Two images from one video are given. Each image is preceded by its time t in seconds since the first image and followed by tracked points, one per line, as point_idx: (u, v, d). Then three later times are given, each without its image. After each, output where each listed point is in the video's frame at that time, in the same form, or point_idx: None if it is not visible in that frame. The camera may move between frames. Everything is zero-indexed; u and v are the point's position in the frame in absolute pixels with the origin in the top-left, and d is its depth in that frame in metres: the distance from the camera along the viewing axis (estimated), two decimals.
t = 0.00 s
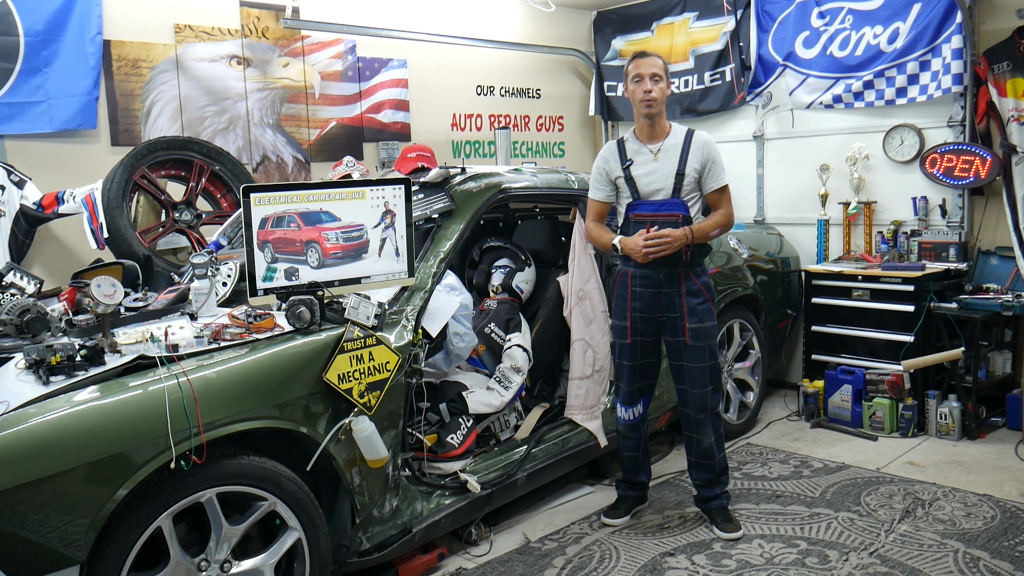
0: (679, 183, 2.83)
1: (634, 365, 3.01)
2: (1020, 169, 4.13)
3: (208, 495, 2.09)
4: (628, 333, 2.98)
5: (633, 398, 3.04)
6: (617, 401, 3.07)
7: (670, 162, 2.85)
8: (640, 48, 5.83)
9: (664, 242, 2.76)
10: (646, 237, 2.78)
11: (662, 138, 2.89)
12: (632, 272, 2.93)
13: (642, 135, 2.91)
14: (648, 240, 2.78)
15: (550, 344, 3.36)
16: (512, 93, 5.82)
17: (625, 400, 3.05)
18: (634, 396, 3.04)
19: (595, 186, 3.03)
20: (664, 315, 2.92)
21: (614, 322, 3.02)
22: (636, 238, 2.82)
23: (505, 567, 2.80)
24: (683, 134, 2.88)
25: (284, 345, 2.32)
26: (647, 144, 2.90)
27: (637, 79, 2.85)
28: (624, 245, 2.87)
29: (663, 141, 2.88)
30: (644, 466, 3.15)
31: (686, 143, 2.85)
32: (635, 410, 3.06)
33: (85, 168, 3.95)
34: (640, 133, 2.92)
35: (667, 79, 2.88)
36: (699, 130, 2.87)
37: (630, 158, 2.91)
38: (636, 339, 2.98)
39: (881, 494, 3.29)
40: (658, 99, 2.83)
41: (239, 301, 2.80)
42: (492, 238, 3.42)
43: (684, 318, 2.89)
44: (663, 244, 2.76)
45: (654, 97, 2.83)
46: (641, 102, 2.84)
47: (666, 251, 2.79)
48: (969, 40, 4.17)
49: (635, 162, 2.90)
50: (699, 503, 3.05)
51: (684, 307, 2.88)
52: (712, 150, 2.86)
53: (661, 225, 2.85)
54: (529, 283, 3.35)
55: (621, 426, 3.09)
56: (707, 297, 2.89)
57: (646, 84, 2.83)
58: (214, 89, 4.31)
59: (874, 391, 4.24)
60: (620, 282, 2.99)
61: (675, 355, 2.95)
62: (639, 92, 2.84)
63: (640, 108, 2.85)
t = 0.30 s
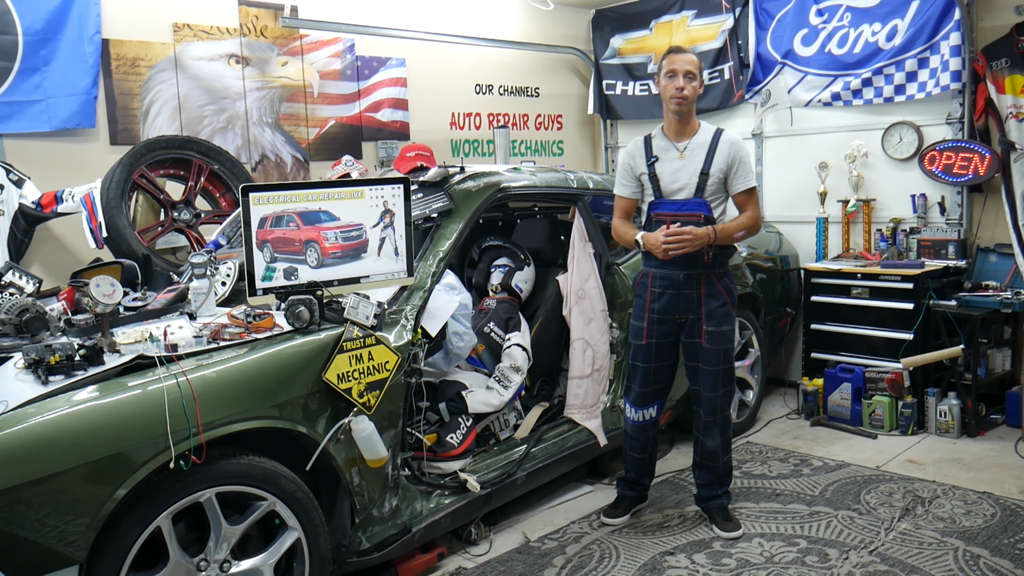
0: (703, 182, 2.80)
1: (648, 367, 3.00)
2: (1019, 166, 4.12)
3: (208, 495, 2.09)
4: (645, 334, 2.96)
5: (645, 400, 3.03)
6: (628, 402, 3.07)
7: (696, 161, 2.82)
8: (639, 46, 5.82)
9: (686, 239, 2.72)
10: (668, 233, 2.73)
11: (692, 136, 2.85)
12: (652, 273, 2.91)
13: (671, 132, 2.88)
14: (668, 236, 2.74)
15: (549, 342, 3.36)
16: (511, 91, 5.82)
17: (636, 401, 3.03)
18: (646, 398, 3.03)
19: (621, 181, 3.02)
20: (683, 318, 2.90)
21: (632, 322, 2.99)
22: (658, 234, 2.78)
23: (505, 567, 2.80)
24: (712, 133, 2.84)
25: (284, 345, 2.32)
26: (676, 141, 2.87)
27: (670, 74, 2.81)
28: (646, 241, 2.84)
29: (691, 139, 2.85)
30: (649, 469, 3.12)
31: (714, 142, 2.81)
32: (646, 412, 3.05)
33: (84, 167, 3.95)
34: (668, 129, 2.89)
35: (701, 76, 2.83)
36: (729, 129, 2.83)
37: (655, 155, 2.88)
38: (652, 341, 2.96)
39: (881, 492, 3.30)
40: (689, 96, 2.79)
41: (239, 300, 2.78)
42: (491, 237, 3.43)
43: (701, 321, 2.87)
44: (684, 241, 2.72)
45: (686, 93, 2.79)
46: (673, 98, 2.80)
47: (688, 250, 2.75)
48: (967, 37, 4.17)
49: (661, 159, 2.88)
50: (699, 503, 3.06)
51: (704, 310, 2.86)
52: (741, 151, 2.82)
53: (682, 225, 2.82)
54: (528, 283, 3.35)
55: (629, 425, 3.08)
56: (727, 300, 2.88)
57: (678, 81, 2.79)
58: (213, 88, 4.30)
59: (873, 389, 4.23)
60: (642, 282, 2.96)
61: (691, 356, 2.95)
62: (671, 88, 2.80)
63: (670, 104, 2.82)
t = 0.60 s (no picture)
0: (720, 185, 2.80)
1: (652, 367, 2.99)
2: (1019, 167, 4.11)
3: (208, 499, 2.09)
4: (651, 331, 2.96)
5: (645, 401, 3.02)
6: (628, 402, 3.05)
7: (714, 164, 2.81)
8: (638, 48, 5.82)
9: (701, 246, 2.72)
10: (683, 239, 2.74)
11: (713, 138, 2.85)
12: (665, 271, 2.90)
13: (692, 133, 2.87)
14: (683, 242, 2.75)
15: (550, 345, 3.36)
16: (511, 94, 5.82)
17: (636, 401, 3.03)
18: (646, 399, 3.02)
19: (639, 180, 3.03)
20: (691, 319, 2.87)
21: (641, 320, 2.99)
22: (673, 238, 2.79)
23: (506, 570, 2.79)
24: (733, 135, 2.83)
25: (284, 349, 2.32)
26: (698, 142, 2.87)
27: (693, 76, 2.79)
28: (662, 243, 2.84)
29: (712, 141, 2.84)
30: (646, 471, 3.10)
31: (734, 145, 2.81)
32: (646, 413, 3.03)
33: (85, 171, 3.95)
34: (690, 130, 2.88)
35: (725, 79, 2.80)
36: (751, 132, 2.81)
37: (674, 155, 2.89)
38: (658, 339, 2.95)
39: (882, 494, 3.29)
40: (712, 99, 2.77)
41: (239, 304, 2.82)
42: (492, 240, 3.44)
43: (709, 325, 2.86)
44: (698, 248, 2.73)
45: (709, 96, 2.77)
46: (696, 100, 2.79)
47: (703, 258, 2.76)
48: (967, 38, 4.17)
49: (679, 159, 2.89)
50: (701, 505, 3.05)
51: (712, 313, 2.84)
52: (762, 155, 2.80)
53: (697, 227, 2.82)
54: (529, 286, 3.35)
55: (629, 427, 3.06)
56: (738, 305, 2.86)
57: (701, 83, 2.77)
58: (213, 92, 4.30)
59: (875, 391, 4.23)
60: (653, 281, 2.96)
61: (699, 359, 2.94)
62: (694, 90, 2.79)
63: (692, 106, 2.80)
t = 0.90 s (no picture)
0: (713, 190, 2.80)
1: (644, 374, 2.97)
2: (1019, 171, 4.12)
3: (206, 500, 2.09)
4: (644, 339, 2.94)
5: (641, 409, 2.98)
6: (622, 411, 3.01)
7: (708, 169, 2.82)
8: (638, 51, 5.82)
9: (701, 249, 2.72)
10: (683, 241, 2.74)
11: (706, 142, 2.85)
12: (656, 277, 2.90)
13: (685, 137, 2.87)
14: (683, 244, 2.73)
15: (548, 347, 3.36)
16: (511, 95, 5.82)
17: (631, 409, 2.99)
18: (643, 406, 2.98)
19: (629, 182, 3.02)
20: (683, 324, 2.87)
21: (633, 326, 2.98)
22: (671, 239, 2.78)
23: (504, 572, 2.79)
24: (727, 140, 2.85)
25: (282, 350, 2.32)
26: (692, 146, 2.87)
27: (691, 79, 2.79)
28: (655, 245, 2.83)
29: (705, 145, 2.85)
30: (638, 483, 3.04)
31: (728, 150, 2.82)
32: (641, 421, 2.99)
33: (84, 171, 3.95)
34: (683, 134, 2.88)
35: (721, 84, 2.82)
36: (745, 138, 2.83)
37: (668, 158, 2.88)
38: (652, 346, 2.94)
39: (880, 497, 3.29)
40: (709, 103, 2.78)
41: (238, 305, 2.80)
42: (492, 242, 3.43)
43: (704, 329, 2.85)
44: (697, 251, 2.72)
45: (706, 100, 2.77)
46: (693, 104, 2.79)
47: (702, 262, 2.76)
48: (967, 43, 4.17)
49: (672, 163, 2.88)
50: (699, 508, 3.06)
51: (705, 318, 2.84)
52: (755, 160, 2.83)
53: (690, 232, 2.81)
54: (528, 287, 3.35)
55: (622, 436, 3.02)
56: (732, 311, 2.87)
57: (699, 87, 2.77)
58: (212, 92, 4.30)
59: (874, 394, 4.21)
60: (643, 287, 2.95)
61: (693, 363, 2.92)
62: (691, 93, 2.79)
63: (689, 109, 2.80)
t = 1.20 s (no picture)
0: (696, 190, 2.80)
1: (635, 377, 2.97)
2: (1020, 173, 4.13)
3: (205, 499, 2.09)
4: (630, 343, 2.93)
5: (630, 412, 2.99)
6: (614, 413, 3.02)
7: (689, 168, 2.83)
8: (640, 52, 5.83)
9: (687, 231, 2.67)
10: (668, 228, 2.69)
11: (685, 142, 2.86)
12: (640, 280, 2.88)
13: (663, 138, 2.87)
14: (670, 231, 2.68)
15: (548, 347, 3.36)
16: (512, 96, 5.83)
17: (622, 411, 2.99)
18: (632, 409, 2.99)
19: (609, 184, 2.97)
20: (671, 327, 2.87)
21: (618, 330, 2.96)
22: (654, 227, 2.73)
23: (503, 571, 2.79)
24: (704, 140, 2.86)
25: (282, 349, 2.32)
26: (671, 147, 2.86)
27: (664, 80, 2.80)
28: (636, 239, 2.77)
29: (684, 146, 2.85)
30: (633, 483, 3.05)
31: (707, 149, 2.83)
32: (631, 423, 3.01)
33: (85, 171, 3.96)
34: (661, 135, 2.88)
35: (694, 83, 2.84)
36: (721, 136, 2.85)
37: (648, 160, 2.87)
38: (639, 351, 2.93)
39: (880, 499, 3.29)
40: (684, 102, 2.79)
41: (238, 305, 2.78)
42: (493, 242, 3.44)
43: (691, 330, 2.85)
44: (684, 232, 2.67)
45: (681, 99, 2.79)
46: (669, 104, 2.79)
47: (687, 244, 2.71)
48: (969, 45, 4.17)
49: (653, 164, 2.87)
50: (698, 508, 3.06)
51: (693, 318, 2.84)
52: (732, 158, 2.85)
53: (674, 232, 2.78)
54: (528, 287, 3.35)
55: (613, 438, 3.04)
56: (715, 309, 2.87)
57: (672, 87, 2.78)
58: (213, 93, 4.32)
59: (873, 397, 4.23)
60: (628, 290, 2.94)
61: (680, 367, 2.93)
62: (666, 93, 2.80)
63: (665, 110, 2.81)
